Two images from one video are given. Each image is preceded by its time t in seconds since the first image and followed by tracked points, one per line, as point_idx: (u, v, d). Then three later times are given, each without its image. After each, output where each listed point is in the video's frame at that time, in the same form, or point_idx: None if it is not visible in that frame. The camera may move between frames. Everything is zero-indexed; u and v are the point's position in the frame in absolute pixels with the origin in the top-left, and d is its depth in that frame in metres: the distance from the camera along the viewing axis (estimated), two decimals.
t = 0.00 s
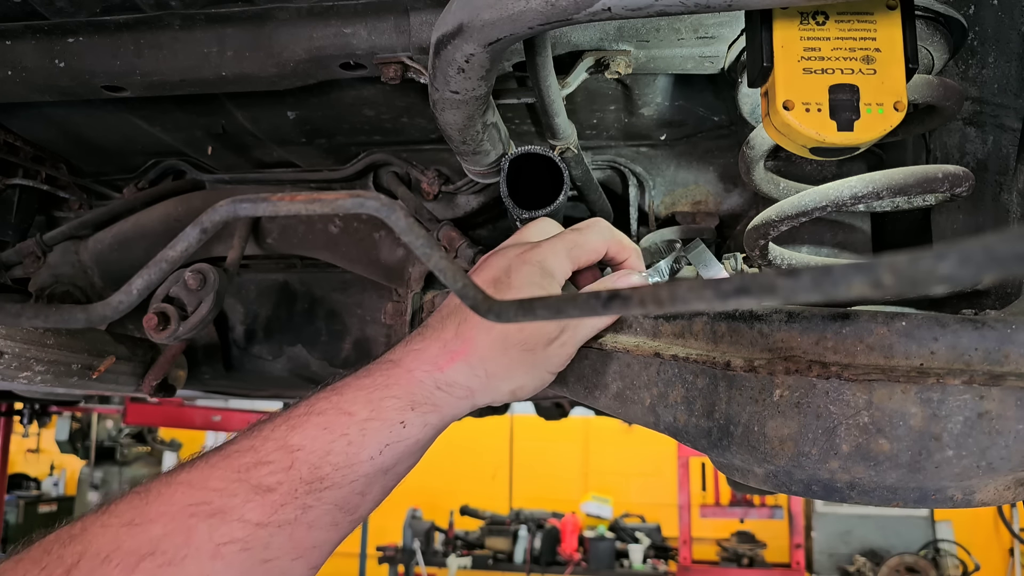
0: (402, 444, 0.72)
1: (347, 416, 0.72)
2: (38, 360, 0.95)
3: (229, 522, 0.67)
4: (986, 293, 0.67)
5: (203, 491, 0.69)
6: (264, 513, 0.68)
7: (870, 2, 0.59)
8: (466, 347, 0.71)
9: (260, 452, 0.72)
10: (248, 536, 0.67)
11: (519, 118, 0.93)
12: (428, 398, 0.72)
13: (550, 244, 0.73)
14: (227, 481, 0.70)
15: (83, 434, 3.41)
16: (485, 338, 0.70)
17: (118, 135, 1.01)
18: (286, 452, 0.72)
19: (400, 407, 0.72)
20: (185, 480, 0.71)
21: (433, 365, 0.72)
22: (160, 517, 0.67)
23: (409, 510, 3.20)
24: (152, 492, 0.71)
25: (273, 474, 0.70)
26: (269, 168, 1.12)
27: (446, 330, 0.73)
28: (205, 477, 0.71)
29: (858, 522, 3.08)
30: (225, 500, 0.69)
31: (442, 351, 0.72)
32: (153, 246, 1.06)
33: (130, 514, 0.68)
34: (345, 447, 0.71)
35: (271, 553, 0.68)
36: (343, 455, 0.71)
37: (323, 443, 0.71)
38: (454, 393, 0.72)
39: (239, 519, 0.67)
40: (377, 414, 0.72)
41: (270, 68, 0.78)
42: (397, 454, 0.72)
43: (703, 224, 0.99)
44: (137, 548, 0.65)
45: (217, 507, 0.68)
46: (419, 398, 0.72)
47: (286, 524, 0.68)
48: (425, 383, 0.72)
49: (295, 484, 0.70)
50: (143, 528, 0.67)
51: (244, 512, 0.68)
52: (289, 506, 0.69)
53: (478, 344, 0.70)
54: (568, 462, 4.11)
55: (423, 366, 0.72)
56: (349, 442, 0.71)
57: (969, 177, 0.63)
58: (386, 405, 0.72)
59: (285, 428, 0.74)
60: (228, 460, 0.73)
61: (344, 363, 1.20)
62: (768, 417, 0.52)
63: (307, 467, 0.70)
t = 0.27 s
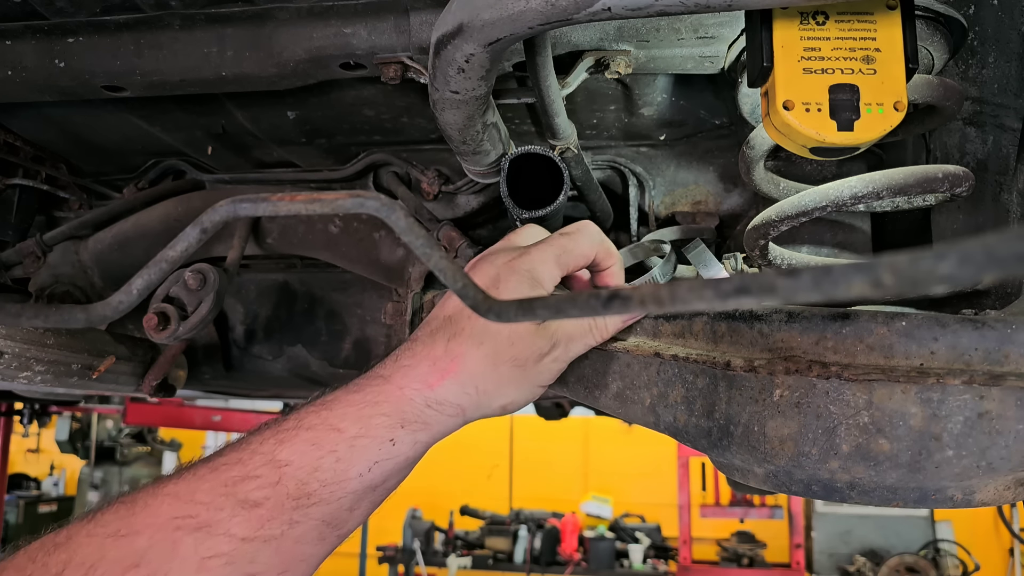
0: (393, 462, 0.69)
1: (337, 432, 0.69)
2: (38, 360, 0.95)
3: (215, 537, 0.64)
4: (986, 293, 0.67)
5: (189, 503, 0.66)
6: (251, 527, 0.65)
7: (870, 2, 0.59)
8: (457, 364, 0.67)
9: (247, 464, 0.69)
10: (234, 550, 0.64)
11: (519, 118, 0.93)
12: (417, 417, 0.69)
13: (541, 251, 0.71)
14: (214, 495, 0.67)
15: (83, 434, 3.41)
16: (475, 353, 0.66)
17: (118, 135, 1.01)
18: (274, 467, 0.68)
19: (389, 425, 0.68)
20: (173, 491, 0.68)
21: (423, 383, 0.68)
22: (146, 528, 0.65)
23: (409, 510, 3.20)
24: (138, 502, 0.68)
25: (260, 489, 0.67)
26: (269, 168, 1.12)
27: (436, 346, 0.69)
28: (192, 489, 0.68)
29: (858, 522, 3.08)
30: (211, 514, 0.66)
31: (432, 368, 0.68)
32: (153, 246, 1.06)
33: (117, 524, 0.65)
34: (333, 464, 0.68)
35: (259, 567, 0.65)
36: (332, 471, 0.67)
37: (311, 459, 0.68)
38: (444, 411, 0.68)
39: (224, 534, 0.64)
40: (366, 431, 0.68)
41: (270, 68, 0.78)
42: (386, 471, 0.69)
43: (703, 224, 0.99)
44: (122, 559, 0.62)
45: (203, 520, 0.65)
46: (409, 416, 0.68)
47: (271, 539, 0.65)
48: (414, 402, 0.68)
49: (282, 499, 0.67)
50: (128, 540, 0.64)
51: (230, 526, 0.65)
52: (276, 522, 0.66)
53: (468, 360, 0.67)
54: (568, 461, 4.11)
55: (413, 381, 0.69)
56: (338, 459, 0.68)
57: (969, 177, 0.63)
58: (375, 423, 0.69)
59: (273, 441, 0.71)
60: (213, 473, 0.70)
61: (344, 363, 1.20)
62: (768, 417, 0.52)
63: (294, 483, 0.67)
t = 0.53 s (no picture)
0: (296, 538, 0.66)
1: (243, 506, 0.65)
2: (38, 360, 0.95)
3: None
4: (985, 292, 0.67)
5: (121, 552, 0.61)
6: None
7: (870, 2, 0.59)
8: (355, 446, 0.62)
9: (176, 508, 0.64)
10: None
11: (519, 118, 0.93)
12: (326, 495, 0.64)
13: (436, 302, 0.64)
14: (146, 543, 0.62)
15: (82, 434, 3.41)
16: (372, 433, 0.61)
17: (118, 135, 1.01)
18: (179, 538, 0.66)
19: (295, 501, 0.64)
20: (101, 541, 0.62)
21: (325, 462, 0.64)
22: None
23: (409, 509, 3.20)
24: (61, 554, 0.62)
25: (163, 560, 0.64)
26: (269, 168, 1.12)
27: (333, 424, 0.64)
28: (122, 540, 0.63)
29: (858, 522, 3.08)
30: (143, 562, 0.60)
31: (332, 449, 0.64)
32: (153, 246, 1.05)
33: None
34: (237, 539, 0.64)
35: None
36: (236, 546, 0.64)
37: (214, 532, 0.65)
38: (348, 490, 0.64)
39: None
40: (273, 506, 0.64)
41: (270, 68, 0.78)
42: (289, 548, 0.66)
43: (703, 224, 0.99)
44: None
45: None
46: (317, 493, 0.64)
47: None
48: (319, 480, 0.64)
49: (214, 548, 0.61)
50: None
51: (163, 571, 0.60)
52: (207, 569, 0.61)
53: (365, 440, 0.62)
54: (568, 461, 4.11)
55: (317, 457, 0.64)
56: (242, 534, 0.64)
57: (969, 178, 0.64)
58: (281, 500, 0.64)
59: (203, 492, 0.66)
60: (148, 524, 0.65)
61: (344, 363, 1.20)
62: (768, 417, 0.52)
63: (199, 555, 0.64)
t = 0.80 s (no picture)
0: (240, 512, 0.73)
1: (186, 483, 0.73)
2: (37, 360, 0.94)
3: None
4: (986, 292, 0.67)
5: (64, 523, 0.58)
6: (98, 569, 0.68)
7: (870, 1, 0.59)
8: (287, 435, 0.67)
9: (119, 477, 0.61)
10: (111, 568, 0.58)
11: (519, 118, 0.93)
12: (262, 475, 0.71)
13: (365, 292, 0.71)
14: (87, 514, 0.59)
15: (82, 434, 3.41)
16: (302, 424, 0.66)
17: (118, 135, 1.01)
18: (125, 513, 0.72)
19: (236, 481, 0.72)
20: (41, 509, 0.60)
21: (261, 449, 0.70)
22: None
23: (408, 510, 3.19)
24: None
25: (109, 533, 0.70)
26: (269, 168, 1.12)
27: (268, 414, 0.69)
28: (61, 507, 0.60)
29: (858, 522, 3.08)
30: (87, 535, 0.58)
31: (267, 437, 0.69)
32: (153, 245, 1.05)
33: None
34: (181, 513, 0.72)
35: None
36: (179, 520, 0.71)
37: (160, 508, 0.72)
38: (286, 472, 0.71)
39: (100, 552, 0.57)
40: (215, 485, 0.72)
41: (270, 68, 0.77)
42: (234, 520, 0.73)
43: (703, 224, 0.99)
44: None
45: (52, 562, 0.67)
46: (255, 474, 0.71)
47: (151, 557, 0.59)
48: (258, 461, 0.71)
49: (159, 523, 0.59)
50: None
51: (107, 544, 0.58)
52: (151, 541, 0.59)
53: (298, 431, 0.67)
54: (568, 462, 4.11)
55: (256, 441, 0.70)
56: (187, 510, 0.72)
57: (969, 178, 0.64)
58: (223, 479, 0.72)
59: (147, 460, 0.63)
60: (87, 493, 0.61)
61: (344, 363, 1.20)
62: (768, 418, 0.52)
63: (144, 529, 0.71)
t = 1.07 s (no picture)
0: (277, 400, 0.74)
1: (221, 386, 0.69)
2: (37, 360, 0.94)
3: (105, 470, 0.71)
4: (986, 292, 0.67)
5: (76, 439, 0.70)
6: (139, 462, 0.72)
7: (870, 1, 0.59)
8: (327, 341, 0.65)
9: (132, 396, 0.70)
10: (122, 481, 0.72)
11: (519, 118, 0.93)
12: (299, 374, 0.69)
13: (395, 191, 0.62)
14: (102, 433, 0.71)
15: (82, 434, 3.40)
16: (345, 331, 0.64)
17: (118, 135, 1.01)
18: (161, 411, 0.70)
19: (272, 382, 0.69)
20: (58, 424, 0.71)
21: (297, 352, 0.66)
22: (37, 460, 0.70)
23: (409, 510, 3.19)
24: (22, 424, 0.72)
25: (149, 430, 0.71)
26: (268, 168, 1.12)
27: (303, 320, 0.64)
28: (77, 425, 0.71)
29: (858, 522, 3.08)
30: (100, 450, 0.71)
31: (305, 342, 0.66)
32: (153, 245, 1.05)
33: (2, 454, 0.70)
34: (219, 412, 0.71)
35: (143, 492, 0.75)
36: (220, 418, 0.72)
37: (198, 407, 0.70)
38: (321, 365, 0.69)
39: (115, 467, 0.71)
40: (251, 387, 0.70)
41: (270, 68, 0.77)
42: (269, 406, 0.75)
43: (703, 224, 0.99)
44: (9, 487, 0.69)
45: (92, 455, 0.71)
46: (290, 373, 0.69)
47: (162, 470, 0.74)
48: (292, 368, 0.68)
49: (170, 440, 0.72)
50: (17, 470, 0.69)
51: (121, 461, 0.71)
52: (163, 458, 0.73)
53: (340, 332, 0.64)
54: (568, 462, 4.11)
55: (288, 348, 0.66)
56: (225, 409, 0.71)
57: (969, 177, 0.64)
58: (259, 380, 0.69)
59: (156, 384, 0.70)
60: (100, 411, 0.71)
61: (344, 363, 1.20)
62: (769, 418, 0.52)
63: (181, 426, 0.71)
